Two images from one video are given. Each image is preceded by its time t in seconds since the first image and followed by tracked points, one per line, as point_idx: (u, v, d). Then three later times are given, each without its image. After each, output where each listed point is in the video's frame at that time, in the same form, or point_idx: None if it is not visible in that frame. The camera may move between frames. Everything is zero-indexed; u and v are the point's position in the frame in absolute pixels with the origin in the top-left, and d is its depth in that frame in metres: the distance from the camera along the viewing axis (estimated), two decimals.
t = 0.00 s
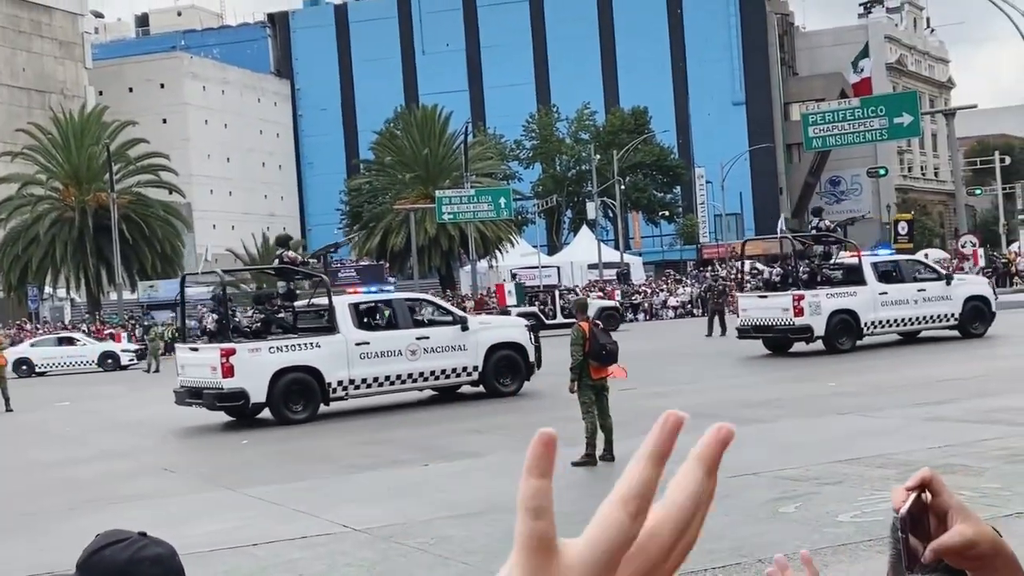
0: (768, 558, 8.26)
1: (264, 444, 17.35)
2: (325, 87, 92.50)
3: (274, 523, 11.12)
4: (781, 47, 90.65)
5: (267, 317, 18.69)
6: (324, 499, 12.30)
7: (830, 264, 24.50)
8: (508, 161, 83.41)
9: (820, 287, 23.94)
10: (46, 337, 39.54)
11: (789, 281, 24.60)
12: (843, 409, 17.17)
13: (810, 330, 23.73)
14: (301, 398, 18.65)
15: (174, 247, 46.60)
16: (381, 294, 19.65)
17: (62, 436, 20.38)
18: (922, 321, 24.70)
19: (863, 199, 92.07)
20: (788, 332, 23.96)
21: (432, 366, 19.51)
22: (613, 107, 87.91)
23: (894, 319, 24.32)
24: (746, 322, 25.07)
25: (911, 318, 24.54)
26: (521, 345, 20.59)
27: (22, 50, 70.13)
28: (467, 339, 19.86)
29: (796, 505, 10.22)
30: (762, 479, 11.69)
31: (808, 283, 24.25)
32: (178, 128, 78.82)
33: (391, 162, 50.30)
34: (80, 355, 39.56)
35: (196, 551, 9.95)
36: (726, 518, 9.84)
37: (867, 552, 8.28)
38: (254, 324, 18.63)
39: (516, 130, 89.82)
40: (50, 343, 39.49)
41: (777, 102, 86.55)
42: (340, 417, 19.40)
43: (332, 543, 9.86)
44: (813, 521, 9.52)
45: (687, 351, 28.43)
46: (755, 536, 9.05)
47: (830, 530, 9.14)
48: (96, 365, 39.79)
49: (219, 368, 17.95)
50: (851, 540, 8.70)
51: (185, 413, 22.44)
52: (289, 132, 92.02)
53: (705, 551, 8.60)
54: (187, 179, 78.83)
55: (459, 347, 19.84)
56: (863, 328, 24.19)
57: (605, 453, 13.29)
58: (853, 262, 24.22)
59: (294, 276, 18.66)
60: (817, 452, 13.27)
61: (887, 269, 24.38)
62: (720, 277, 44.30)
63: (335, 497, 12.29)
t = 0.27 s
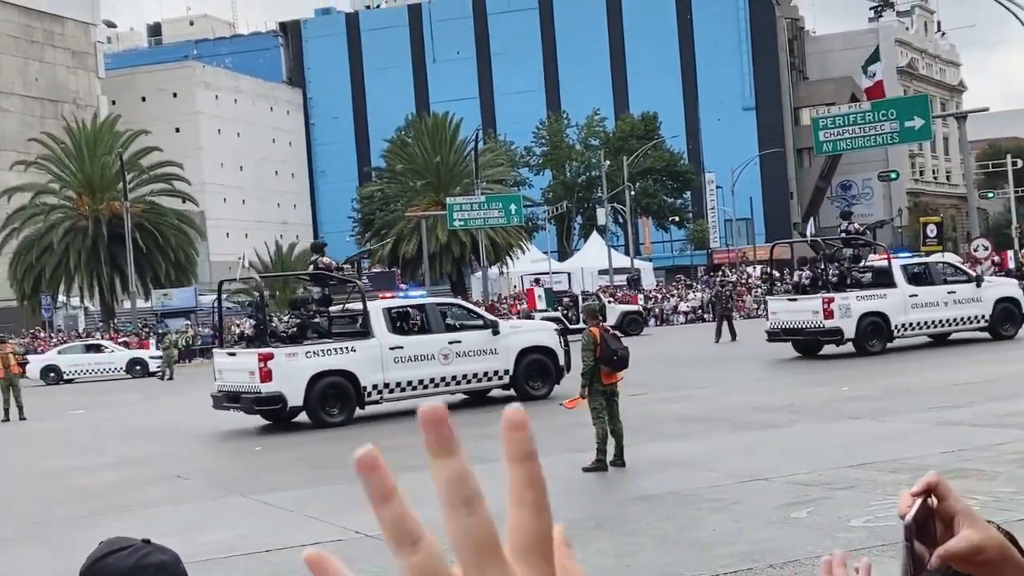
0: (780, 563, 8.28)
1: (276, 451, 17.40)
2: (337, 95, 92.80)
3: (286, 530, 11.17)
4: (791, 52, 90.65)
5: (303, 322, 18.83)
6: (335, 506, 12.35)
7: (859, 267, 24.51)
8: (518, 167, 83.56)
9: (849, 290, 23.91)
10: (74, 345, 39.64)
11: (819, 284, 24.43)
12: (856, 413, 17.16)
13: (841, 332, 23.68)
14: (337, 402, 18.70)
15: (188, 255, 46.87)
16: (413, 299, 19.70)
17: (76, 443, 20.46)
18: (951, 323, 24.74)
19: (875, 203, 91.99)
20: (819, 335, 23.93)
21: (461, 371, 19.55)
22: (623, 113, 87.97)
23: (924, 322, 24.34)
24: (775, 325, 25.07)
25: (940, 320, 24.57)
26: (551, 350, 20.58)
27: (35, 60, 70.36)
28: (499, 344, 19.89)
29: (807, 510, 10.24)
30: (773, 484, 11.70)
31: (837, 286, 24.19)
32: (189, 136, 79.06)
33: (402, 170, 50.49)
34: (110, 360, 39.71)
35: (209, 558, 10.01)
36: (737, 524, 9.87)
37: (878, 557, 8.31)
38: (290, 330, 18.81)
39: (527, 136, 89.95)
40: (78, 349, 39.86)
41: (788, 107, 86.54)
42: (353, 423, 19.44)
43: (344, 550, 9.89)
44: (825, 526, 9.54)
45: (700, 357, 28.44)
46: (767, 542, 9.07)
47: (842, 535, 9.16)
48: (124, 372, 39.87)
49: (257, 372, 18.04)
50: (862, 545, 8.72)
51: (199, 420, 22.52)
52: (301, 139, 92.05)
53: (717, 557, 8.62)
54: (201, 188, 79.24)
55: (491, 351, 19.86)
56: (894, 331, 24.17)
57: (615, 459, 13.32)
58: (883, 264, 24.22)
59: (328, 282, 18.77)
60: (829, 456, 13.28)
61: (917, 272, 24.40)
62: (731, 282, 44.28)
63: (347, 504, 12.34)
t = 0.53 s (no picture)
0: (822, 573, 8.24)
1: (316, 459, 17.51)
2: (376, 105, 93.41)
3: (327, 537, 11.24)
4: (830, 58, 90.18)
5: (367, 328, 18.99)
6: (375, 514, 12.40)
7: (919, 271, 24.28)
8: (556, 175, 83.66)
9: (909, 294, 23.70)
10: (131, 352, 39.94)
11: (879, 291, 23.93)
12: (897, 421, 17.04)
13: (902, 338, 23.41)
14: (401, 407, 18.88)
15: (228, 264, 47.14)
16: (475, 305, 19.78)
17: (119, 451, 20.64)
18: (1012, 329, 24.66)
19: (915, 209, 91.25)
20: (879, 340, 23.61)
21: (523, 377, 19.57)
22: (661, 120, 87.82)
23: (985, 327, 24.28)
24: (836, 330, 24.80)
25: (1001, 325, 24.52)
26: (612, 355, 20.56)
27: (78, 71, 71.13)
28: (560, 349, 19.88)
29: (849, 519, 10.17)
30: (814, 493, 11.65)
31: (898, 291, 23.82)
32: (229, 147, 79.74)
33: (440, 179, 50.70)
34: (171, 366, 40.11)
35: (251, 565, 10.08)
36: (778, 532, 9.82)
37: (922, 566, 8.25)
38: (354, 335, 19.02)
39: (564, 144, 89.99)
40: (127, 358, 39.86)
41: (827, 113, 86.03)
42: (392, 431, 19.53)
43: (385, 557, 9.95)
44: (867, 535, 9.48)
45: (741, 364, 28.34)
46: (808, 551, 9.02)
47: (885, 543, 9.11)
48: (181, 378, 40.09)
49: (324, 377, 18.15)
50: (906, 554, 8.66)
51: (241, 428, 22.69)
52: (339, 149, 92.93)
53: (758, 565, 8.59)
54: (241, 198, 80.02)
55: (552, 356, 19.86)
56: (955, 336, 24.05)
57: (654, 466, 13.27)
58: (944, 269, 24.15)
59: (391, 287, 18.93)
60: (871, 465, 13.19)
61: (978, 276, 24.34)
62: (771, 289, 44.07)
63: (387, 512, 12.39)
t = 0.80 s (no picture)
0: None
1: (379, 467, 17.61)
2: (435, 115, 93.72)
3: (391, 545, 11.31)
4: (893, 64, 89.27)
5: (453, 335, 19.04)
6: (439, 523, 12.45)
7: (1007, 279, 23.96)
8: (615, 184, 83.63)
9: (997, 302, 23.41)
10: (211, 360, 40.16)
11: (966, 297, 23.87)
12: (967, 433, 16.79)
13: (990, 345, 23.19)
14: (487, 413, 18.96)
15: (291, 274, 47.38)
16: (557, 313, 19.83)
17: (185, 459, 20.90)
18: None
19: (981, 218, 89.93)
20: (967, 348, 23.37)
21: (605, 384, 19.57)
22: (722, 129, 87.41)
23: None
24: (921, 338, 24.37)
25: None
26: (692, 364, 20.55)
27: (144, 84, 72.25)
28: (641, 357, 19.87)
29: (918, 531, 10.05)
30: (881, 505, 11.51)
31: (985, 298, 23.68)
32: (293, 158, 80.80)
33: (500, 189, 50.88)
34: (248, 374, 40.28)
35: (317, 572, 10.17)
36: (845, 545, 9.73)
37: None
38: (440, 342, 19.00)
39: (624, 153, 89.92)
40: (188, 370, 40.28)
41: (891, 120, 85.13)
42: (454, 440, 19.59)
43: (449, 566, 10.00)
44: (936, 548, 9.37)
45: (804, 374, 28.07)
46: (876, 564, 8.93)
47: (955, 557, 8.99)
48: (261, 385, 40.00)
49: (412, 384, 18.33)
50: (976, 568, 8.55)
51: (304, 437, 22.89)
52: (399, 160, 93.65)
53: None
54: (304, 209, 81.00)
55: (634, 363, 19.87)
56: None
57: (718, 478, 13.13)
58: None
59: (477, 295, 19.06)
60: (939, 477, 13.01)
61: None
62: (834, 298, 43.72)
63: (450, 520, 12.44)
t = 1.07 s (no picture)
0: None
1: (455, 478, 17.67)
2: (511, 127, 93.85)
3: (470, 557, 11.32)
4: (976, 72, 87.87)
5: (556, 344, 19.18)
6: (516, 535, 12.42)
7: None
8: (691, 196, 83.08)
9: None
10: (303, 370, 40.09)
11: None
12: None
13: None
14: (591, 422, 19.02)
15: (368, 285, 47.73)
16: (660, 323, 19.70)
17: (266, 469, 21.12)
18: None
19: None
20: None
21: (710, 394, 19.36)
22: (800, 139, 86.60)
23: None
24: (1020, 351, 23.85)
25: None
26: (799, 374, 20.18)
27: (225, 99, 73.35)
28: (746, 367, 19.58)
29: (1009, 550, 9.82)
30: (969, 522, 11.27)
31: None
32: (372, 171, 81.67)
33: (576, 201, 50.94)
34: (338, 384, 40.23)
35: None
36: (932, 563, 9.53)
37: None
38: (544, 351, 19.18)
39: (700, 164, 89.45)
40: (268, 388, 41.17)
41: (975, 129, 83.73)
42: (531, 452, 19.58)
43: None
44: None
45: (884, 388, 27.63)
46: None
47: None
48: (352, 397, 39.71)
49: (516, 394, 18.61)
50: None
51: (381, 447, 23.05)
52: (475, 172, 94.14)
53: None
54: (381, 221, 81.84)
55: (737, 374, 19.60)
56: None
57: (799, 493, 12.96)
58: None
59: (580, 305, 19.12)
60: None
61: None
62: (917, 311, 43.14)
63: (528, 533, 12.41)
